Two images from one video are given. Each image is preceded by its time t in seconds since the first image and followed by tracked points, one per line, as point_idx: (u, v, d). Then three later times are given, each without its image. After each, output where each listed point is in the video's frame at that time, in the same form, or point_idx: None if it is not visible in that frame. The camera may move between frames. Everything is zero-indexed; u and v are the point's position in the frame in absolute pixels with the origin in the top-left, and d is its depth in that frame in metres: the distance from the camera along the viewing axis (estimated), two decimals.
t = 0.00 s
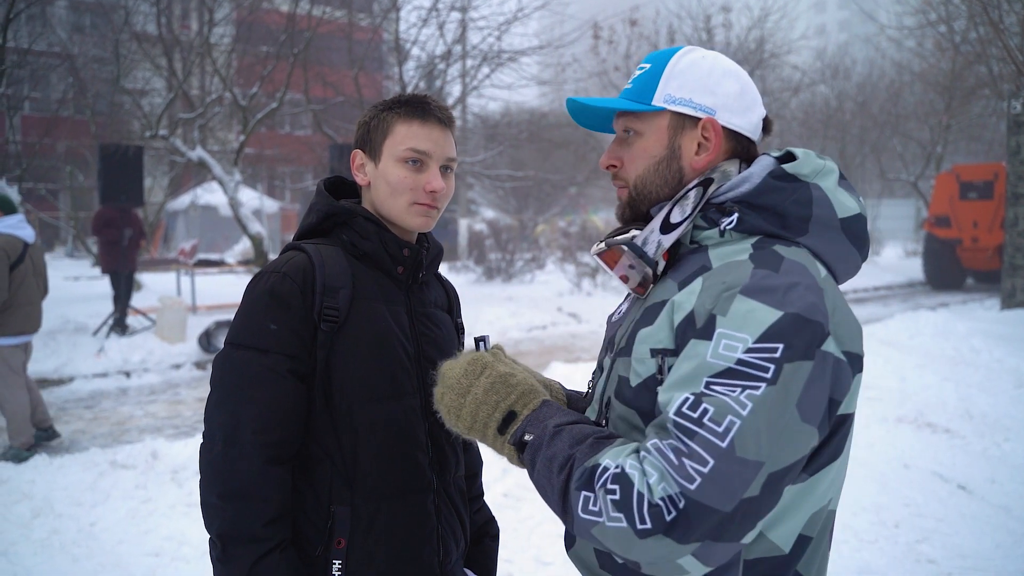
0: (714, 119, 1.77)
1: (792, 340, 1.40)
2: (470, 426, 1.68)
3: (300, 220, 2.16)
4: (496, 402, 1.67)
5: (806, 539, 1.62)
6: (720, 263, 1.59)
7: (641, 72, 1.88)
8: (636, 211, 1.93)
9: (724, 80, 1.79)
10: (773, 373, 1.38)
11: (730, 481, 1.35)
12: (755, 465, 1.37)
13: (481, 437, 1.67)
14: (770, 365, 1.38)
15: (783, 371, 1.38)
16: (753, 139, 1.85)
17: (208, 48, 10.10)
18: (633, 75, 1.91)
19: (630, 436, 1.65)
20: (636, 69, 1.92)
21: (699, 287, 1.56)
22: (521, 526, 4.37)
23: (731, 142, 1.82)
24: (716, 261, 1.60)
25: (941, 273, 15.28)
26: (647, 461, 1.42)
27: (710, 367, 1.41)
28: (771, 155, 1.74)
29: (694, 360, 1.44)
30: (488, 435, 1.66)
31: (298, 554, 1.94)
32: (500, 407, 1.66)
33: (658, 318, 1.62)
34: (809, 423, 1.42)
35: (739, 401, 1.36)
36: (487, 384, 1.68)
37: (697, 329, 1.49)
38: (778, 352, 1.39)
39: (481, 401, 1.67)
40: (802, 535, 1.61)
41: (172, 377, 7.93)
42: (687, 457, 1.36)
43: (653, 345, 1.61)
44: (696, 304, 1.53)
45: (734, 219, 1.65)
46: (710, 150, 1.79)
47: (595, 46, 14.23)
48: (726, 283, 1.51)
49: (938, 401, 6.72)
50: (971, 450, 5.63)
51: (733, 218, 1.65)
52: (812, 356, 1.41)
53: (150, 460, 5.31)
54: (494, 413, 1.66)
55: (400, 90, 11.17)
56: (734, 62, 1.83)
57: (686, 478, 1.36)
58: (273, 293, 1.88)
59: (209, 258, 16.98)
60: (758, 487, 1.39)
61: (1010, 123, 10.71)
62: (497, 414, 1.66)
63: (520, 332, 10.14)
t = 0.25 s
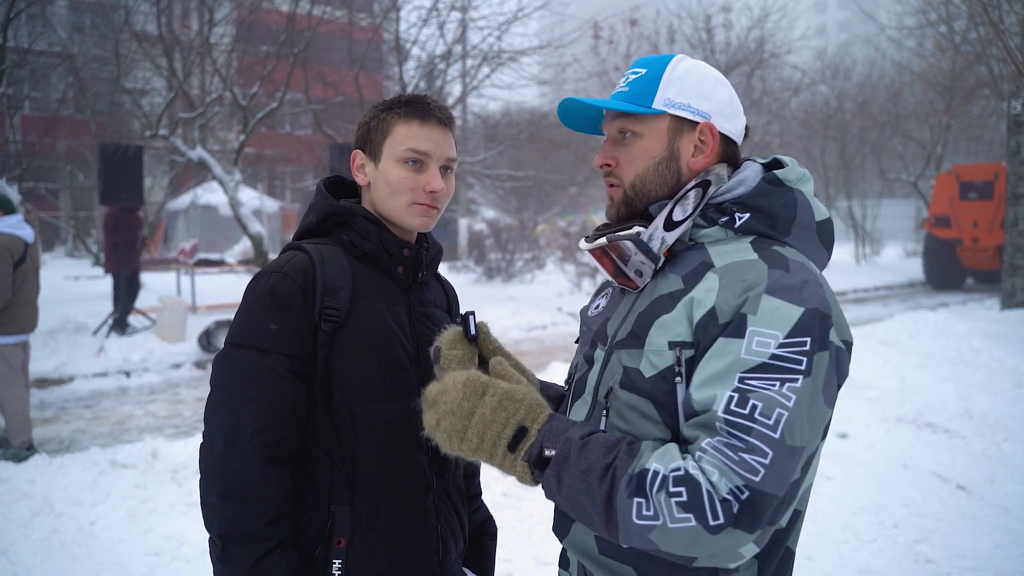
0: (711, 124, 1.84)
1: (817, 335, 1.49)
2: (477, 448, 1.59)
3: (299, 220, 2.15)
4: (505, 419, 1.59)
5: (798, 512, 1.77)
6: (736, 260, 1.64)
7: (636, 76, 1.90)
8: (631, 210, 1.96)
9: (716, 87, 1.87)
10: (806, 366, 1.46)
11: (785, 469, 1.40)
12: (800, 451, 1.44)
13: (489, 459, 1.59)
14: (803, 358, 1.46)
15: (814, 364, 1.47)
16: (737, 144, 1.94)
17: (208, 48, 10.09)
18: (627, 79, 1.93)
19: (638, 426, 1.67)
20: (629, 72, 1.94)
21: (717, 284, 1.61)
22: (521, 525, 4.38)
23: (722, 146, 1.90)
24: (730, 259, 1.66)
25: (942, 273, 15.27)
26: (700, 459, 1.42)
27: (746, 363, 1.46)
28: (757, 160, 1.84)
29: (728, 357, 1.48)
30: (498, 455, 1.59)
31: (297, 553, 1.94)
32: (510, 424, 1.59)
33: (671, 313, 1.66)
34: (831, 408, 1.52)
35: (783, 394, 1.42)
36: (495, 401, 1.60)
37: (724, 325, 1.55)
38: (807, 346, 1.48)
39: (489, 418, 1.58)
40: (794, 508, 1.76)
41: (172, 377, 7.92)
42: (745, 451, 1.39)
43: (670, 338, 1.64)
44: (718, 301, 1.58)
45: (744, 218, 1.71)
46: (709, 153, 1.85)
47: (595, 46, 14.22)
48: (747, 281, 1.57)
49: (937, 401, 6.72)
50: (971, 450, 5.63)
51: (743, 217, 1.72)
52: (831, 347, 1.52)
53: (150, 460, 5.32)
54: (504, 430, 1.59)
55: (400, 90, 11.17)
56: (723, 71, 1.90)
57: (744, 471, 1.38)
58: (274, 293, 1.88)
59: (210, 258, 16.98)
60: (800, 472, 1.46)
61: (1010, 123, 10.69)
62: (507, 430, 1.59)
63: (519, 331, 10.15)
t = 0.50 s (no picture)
0: (687, 127, 1.94)
1: (819, 324, 1.67)
2: None
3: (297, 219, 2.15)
4: None
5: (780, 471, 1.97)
6: (735, 259, 1.75)
7: (615, 82, 1.98)
8: (615, 210, 2.02)
9: (691, 93, 1.96)
10: (818, 352, 1.65)
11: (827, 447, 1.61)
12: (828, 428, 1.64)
13: None
14: (813, 347, 1.64)
15: (823, 349, 1.66)
16: (710, 146, 2.04)
17: (207, 47, 10.08)
18: (605, 86, 2.01)
19: (643, 415, 1.77)
20: (607, 79, 2.02)
21: (718, 285, 1.72)
22: (518, 524, 4.39)
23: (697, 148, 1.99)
24: (728, 257, 1.77)
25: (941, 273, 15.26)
26: (764, 476, 1.57)
27: (768, 362, 1.62)
28: (733, 161, 1.97)
29: (751, 360, 1.62)
30: None
31: (294, 552, 1.94)
32: None
33: (672, 311, 1.77)
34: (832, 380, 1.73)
35: (809, 385, 1.61)
36: None
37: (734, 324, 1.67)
38: (814, 335, 1.65)
39: None
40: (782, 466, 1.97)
41: (170, 376, 7.92)
42: (797, 449, 1.57)
43: (677, 332, 1.74)
44: (723, 300, 1.70)
45: (733, 217, 1.84)
46: (685, 154, 1.95)
47: (594, 46, 14.22)
48: (747, 281, 1.70)
49: (935, 401, 6.72)
50: (969, 450, 5.63)
51: (731, 216, 1.84)
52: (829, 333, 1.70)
53: (147, 459, 5.32)
54: None
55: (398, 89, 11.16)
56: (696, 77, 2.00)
57: (801, 469, 1.57)
58: (273, 291, 1.88)
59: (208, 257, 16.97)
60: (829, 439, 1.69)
61: (1009, 123, 10.68)
62: None
63: (518, 331, 10.15)
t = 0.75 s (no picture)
0: (655, 131, 1.93)
1: (819, 312, 1.71)
2: None
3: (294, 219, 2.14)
4: None
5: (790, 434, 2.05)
6: (732, 259, 1.75)
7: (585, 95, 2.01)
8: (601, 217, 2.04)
9: (658, 94, 1.94)
10: (823, 339, 1.69)
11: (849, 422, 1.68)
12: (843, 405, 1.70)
13: None
14: (818, 336, 1.68)
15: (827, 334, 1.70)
16: (689, 145, 2.01)
17: (206, 46, 10.09)
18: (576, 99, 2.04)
19: (647, 412, 1.78)
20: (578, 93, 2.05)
21: (716, 285, 1.73)
22: (516, 523, 4.39)
23: (673, 149, 1.97)
24: (724, 256, 1.77)
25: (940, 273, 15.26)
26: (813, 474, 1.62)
27: (782, 360, 1.64)
28: (721, 160, 1.95)
29: (768, 360, 1.65)
30: None
31: (293, 550, 1.94)
32: None
33: (674, 310, 1.77)
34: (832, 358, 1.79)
35: (823, 373, 1.66)
36: None
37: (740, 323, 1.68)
38: (817, 324, 1.69)
39: None
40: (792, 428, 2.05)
41: (169, 376, 7.92)
42: (830, 437, 1.63)
43: (678, 331, 1.76)
44: (725, 300, 1.71)
45: (725, 216, 1.84)
46: (654, 158, 1.94)
47: (593, 46, 14.21)
48: (745, 282, 1.70)
49: (934, 401, 6.72)
50: (967, 450, 5.63)
51: (723, 215, 1.84)
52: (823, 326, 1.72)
53: (146, 459, 5.32)
54: None
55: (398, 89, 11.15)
56: (665, 76, 1.97)
57: (835, 454, 1.63)
58: (271, 292, 1.87)
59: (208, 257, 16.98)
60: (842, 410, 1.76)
61: (1008, 123, 10.67)
62: None
63: (517, 331, 10.16)
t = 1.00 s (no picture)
0: (667, 130, 1.92)
1: (828, 319, 1.69)
2: None
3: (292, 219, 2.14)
4: None
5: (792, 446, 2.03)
6: (743, 260, 1.75)
7: (597, 92, 2.02)
8: (610, 216, 2.05)
9: (671, 92, 1.93)
10: (829, 347, 1.67)
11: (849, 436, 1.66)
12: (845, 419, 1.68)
13: None
14: (825, 344, 1.66)
15: (833, 342, 1.68)
16: (701, 144, 1.99)
17: (206, 46, 10.08)
18: (589, 96, 2.05)
19: (655, 414, 1.78)
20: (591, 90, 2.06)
21: (726, 286, 1.73)
22: (516, 523, 4.39)
23: (685, 148, 1.97)
24: (736, 257, 1.76)
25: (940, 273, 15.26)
26: (808, 482, 1.61)
27: (786, 363, 1.63)
28: (735, 159, 1.95)
29: (770, 362, 1.64)
30: None
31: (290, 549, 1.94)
32: None
33: (681, 310, 1.77)
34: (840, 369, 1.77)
35: (827, 382, 1.64)
36: None
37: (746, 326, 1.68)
38: (824, 332, 1.67)
39: None
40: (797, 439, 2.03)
41: (168, 375, 7.92)
42: (828, 447, 1.61)
43: (684, 330, 1.75)
44: (734, 301, 1.70)
45: (737, 216, 1.84)
46: (666, 157, 1.94)
47: (593, 46, 14.21)
48: (754, 283, 1.69)
49: (933, 401, 6.72)
50: (966, 450, 5.63)
51: (735, 215, 1.84)
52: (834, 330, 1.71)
53: (145, 458, 5.32)
54: None
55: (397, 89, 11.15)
56: (679, 74, 1.96)
57: (833, 465, 1.61)
58: (270, 291, 1.88)
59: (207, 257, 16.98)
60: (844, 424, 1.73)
61: (1007, 123, 10.68)
62: None
63: (516, 331, 10.17)
